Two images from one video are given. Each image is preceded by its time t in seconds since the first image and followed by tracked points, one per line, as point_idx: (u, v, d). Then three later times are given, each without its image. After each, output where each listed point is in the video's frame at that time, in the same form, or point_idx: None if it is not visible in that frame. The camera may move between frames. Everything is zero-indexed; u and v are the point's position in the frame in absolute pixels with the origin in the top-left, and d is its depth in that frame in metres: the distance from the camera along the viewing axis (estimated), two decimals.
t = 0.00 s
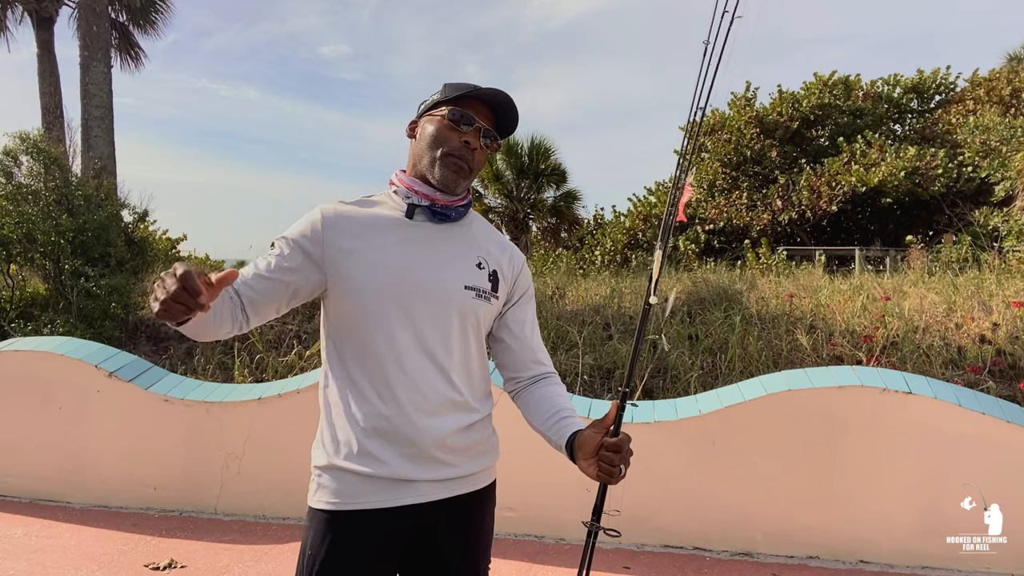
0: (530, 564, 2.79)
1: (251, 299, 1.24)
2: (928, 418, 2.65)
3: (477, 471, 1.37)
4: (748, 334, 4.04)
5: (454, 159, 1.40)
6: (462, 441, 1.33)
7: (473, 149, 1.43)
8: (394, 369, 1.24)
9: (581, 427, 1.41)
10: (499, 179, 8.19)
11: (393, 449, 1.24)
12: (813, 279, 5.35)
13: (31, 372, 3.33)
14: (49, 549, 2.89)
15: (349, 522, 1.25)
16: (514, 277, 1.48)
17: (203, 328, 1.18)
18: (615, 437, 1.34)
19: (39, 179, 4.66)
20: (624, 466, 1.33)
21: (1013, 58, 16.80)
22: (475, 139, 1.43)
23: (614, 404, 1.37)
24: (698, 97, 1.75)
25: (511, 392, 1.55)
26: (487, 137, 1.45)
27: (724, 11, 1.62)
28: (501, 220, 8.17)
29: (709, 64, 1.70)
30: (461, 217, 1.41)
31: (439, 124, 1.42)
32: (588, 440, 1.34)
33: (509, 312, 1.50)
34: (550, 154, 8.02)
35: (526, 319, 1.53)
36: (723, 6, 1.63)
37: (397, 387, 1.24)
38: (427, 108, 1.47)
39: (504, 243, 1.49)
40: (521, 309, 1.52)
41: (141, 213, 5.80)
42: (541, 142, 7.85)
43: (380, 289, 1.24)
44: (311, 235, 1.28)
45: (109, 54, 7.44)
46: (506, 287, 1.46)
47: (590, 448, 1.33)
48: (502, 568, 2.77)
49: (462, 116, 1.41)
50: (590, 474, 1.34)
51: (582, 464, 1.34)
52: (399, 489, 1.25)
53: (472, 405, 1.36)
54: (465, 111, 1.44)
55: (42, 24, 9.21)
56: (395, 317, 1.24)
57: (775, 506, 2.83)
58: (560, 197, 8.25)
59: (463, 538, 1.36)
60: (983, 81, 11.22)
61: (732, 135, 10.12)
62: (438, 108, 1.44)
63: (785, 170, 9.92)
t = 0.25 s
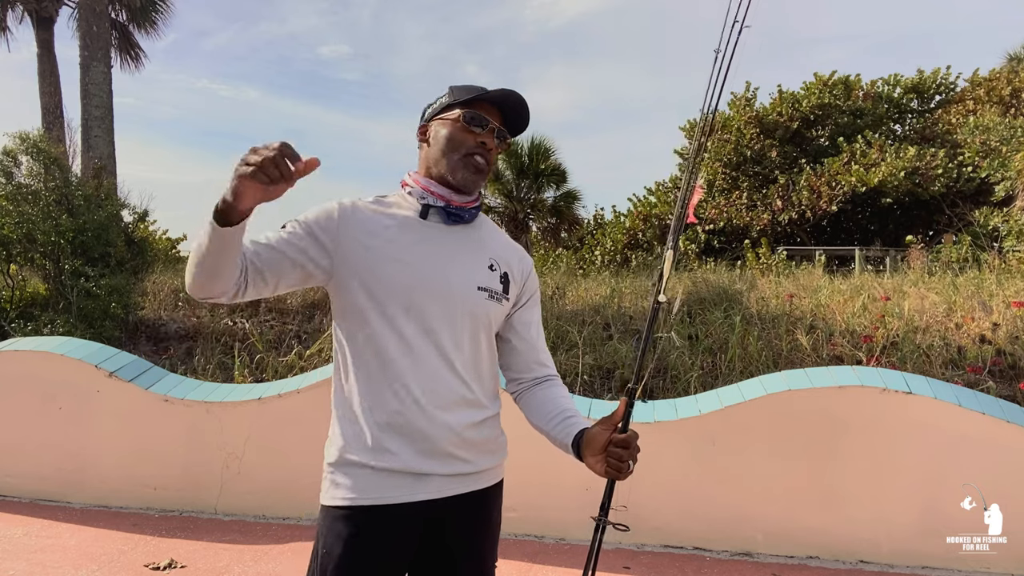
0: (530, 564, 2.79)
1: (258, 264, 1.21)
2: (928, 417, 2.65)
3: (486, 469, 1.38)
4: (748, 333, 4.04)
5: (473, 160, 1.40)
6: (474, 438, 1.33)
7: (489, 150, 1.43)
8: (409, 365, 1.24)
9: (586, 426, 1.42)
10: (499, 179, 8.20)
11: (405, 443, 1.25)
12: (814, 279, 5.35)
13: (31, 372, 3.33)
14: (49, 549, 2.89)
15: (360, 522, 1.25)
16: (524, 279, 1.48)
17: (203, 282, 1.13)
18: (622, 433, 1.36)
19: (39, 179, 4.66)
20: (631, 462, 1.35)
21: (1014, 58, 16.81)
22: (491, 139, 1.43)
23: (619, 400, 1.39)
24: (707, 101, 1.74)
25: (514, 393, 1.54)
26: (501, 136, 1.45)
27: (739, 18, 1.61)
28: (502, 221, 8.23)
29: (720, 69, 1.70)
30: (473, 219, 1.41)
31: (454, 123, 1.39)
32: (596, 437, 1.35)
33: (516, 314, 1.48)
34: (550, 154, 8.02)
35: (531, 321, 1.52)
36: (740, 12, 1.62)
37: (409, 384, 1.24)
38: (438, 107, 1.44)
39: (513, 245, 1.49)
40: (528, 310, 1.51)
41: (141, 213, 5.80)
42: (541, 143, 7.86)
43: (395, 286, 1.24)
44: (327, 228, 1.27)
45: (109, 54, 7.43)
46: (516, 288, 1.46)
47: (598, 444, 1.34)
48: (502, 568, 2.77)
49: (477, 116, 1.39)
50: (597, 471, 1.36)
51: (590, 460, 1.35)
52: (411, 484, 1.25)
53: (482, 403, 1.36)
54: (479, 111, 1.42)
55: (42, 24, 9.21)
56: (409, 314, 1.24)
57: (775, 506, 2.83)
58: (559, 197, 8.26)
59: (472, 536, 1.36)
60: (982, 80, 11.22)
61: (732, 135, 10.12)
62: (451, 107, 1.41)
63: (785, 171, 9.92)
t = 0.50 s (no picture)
0: (530, 564, 2.79)
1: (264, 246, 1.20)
2: (928, 417, 2.65)
3: (493, 465, 1.38)
4: (748, 333, 4.04)
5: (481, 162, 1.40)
6: (481, 434, 1.33)
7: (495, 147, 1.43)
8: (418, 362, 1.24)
9: (586, 418, 1.43)
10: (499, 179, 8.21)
11: (415, 439, 1.24)
12: (814, 279, 5.35)
13: (31, 372, 3.33)
14: (49, 549, 2.89)
15: (369, 520, 1.24)
16: (527, 279, 1.49)
17: (201, 253, 1.12)
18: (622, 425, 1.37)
19: (39, 179, 4.66)
20: (631, 453, 1.36)
21: (1014, 58, 16.81)
22: (496, 137, 1.42)
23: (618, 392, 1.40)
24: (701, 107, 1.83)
25: (516, 389, 1.55)
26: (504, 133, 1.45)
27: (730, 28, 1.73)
28: (501, 220, 8.22)
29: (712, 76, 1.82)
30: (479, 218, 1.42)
31: (460, 125, 1.38)
32: (596, 429, 1.36)
33: (520, 313, 1.48)
34: (550, 154, 8.02)
35: (534, 320, 1.52)
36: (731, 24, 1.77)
37: (417, 381, 1.23)
38: (434, 108, 1.41)
39: (516, 246, 1.50)
40: (531, 309, 1.51)
41: (141, 213, 5.80)
42: (541, 143, 7.86)
43: (404, 283, 1.24)
44: (335, 225, 1.27)
45: (109, 54, 7.44)
46: (520, 288, 1.46)
47: (598, 436, 1.35)
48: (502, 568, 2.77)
49: (481, 117, 1.39)
50: (597, 461, 1.37)
51: (589, 451, 1.37)
52: (421, 480, 1.24)
53: (488, 401, 1.36)
54: (480, 110, 1.40)
55: (42, 24, 9.22)
56: (419, 312, 1.24)
57: (775, 506, 2.83)
58: (559, 197, 8.27)
59: (479, 532, 1.36)
60: (983, 80, 11.21)
61: (732, 135, 10.12)
62: (453, 107, 1.38)
63: (785, 171, 9.92)
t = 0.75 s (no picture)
0: (530, 564, 2.79)
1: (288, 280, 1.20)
2: (928, 417, 2.65)
3: (491, 462, 1.38)
4: (748, 333, 4.04)
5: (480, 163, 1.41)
6: (482, 435, 1.33)
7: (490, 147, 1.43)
8: (421, 367, 1.23)
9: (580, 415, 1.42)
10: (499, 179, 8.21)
11: (418, 443, 1.24)
12: (814, 279, 5.35)
13: (31, 372, 3.33)
14: (49, 549, 2.89)
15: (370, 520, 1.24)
16: (523, 278, 1.49)
17: (229, 302, 1.12)
18: (616, 419, 1.37)
19: (39, 179, 4.67)
20: (624, 447, 1.37)
21: (1014, 58, 16.83)
22: (491, 136, 1.42)
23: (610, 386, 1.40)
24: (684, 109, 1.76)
25: (508, 386, 1.55)
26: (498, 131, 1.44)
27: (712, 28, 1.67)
28: (501, 220, 8.24)
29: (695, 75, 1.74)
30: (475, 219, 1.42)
31: (455, 125, 1.37)
32: (590, 424, 1.36)
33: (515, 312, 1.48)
34: (550, 154, 8.02)
35: (528, 318, 1.52)
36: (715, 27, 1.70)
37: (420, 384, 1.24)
38: (427, 111, 1.39)
39: (513, 245, 1.50)
40: (525, 308, 1.51)
41: (141, 213, 5.80)
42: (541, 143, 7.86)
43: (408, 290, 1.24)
44: (336, 234, 1.26)
45: (109, 54, 7.44)
46: (517, 287, 1.46)
47: (592, 430, 1.35)
48: (503, 568, 2.77)
49: (476, 116, 1.38)
50: (591, 457, 1.37)
51: (583, 447, 1.36)
52: (423, 481, 1.25)
53: (488, 402, 1.36)
54: (474, 110, 1.39)
55: (42, 24, 9.22)
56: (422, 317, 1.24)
57: (775, 506, 2.83)
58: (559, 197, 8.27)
59: (477, 532, 1.36)
60: (983, 80, 11.21)
61: (732, 135, 10.11)
62: (447, 107, 1.37)
63: (785, 171, 9.92)
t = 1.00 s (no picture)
0: (529, 564, 2.79)
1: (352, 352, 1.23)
2: (928, 417, 2.65)
3: (482, 459, 1.39)
4: (748, 333, 4.04)
5: (463, 165, 1.37)
6: (474, 433, 1.34)
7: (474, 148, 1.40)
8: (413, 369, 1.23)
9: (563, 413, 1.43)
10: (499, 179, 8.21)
11: (412, 444, 1.24)
12: (814, 279, 5.35)
13: (31, 372, 3.33)
14: (49, 549, 2.89)
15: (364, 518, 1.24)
16: (511, 275, 1.49)
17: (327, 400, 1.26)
18: (596, 416, 1.37)
19: (39, 179, 4.66)
20: (606, 445, 1.36)
21: (1014, 58, 16.85)
22: (474, 137, 1.39)
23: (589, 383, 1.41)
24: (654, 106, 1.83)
25: (497, 383, 1.55)
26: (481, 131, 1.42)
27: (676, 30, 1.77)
28: (501, 220, 8.26)
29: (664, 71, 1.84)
30: (461, 218, 1.41)
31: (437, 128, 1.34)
32: (571, 421, 1.37)
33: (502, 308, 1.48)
34: (550, 154, 8.02)
35: (515, 314, 1.52)
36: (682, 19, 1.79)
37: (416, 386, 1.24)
38: (408, 112, 1.36)
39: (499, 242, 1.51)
40: (513, 304, 1.52)
41: (141, 213, 5.80)
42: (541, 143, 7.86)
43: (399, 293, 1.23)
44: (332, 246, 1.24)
45: (109, 54, 7.43)
46: (505, 283, 1.47)
47: (573, 428, 1.35)
48: (503, 568, 2.77)
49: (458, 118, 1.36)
50: (573, 455, 1.36)
51: (564, 445, 1.37)
52: (416, 481, 1.25)
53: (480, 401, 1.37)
54: (455, 111, 1.37)
55: (42, 24, 9.21)
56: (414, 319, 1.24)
57: (775, 506, 2.83)
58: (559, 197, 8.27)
59: (471, 530, 1.37)
60: (983, 80, 11.20)
61: (732, 135, 10.11)
62: (428, 108, 1.35)
63: (785, 171, 9.92)
